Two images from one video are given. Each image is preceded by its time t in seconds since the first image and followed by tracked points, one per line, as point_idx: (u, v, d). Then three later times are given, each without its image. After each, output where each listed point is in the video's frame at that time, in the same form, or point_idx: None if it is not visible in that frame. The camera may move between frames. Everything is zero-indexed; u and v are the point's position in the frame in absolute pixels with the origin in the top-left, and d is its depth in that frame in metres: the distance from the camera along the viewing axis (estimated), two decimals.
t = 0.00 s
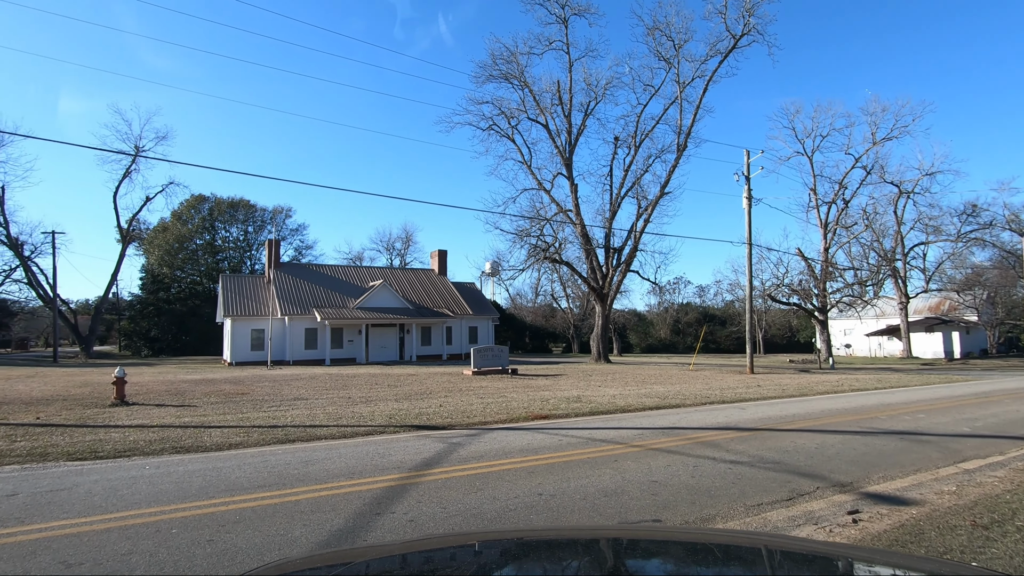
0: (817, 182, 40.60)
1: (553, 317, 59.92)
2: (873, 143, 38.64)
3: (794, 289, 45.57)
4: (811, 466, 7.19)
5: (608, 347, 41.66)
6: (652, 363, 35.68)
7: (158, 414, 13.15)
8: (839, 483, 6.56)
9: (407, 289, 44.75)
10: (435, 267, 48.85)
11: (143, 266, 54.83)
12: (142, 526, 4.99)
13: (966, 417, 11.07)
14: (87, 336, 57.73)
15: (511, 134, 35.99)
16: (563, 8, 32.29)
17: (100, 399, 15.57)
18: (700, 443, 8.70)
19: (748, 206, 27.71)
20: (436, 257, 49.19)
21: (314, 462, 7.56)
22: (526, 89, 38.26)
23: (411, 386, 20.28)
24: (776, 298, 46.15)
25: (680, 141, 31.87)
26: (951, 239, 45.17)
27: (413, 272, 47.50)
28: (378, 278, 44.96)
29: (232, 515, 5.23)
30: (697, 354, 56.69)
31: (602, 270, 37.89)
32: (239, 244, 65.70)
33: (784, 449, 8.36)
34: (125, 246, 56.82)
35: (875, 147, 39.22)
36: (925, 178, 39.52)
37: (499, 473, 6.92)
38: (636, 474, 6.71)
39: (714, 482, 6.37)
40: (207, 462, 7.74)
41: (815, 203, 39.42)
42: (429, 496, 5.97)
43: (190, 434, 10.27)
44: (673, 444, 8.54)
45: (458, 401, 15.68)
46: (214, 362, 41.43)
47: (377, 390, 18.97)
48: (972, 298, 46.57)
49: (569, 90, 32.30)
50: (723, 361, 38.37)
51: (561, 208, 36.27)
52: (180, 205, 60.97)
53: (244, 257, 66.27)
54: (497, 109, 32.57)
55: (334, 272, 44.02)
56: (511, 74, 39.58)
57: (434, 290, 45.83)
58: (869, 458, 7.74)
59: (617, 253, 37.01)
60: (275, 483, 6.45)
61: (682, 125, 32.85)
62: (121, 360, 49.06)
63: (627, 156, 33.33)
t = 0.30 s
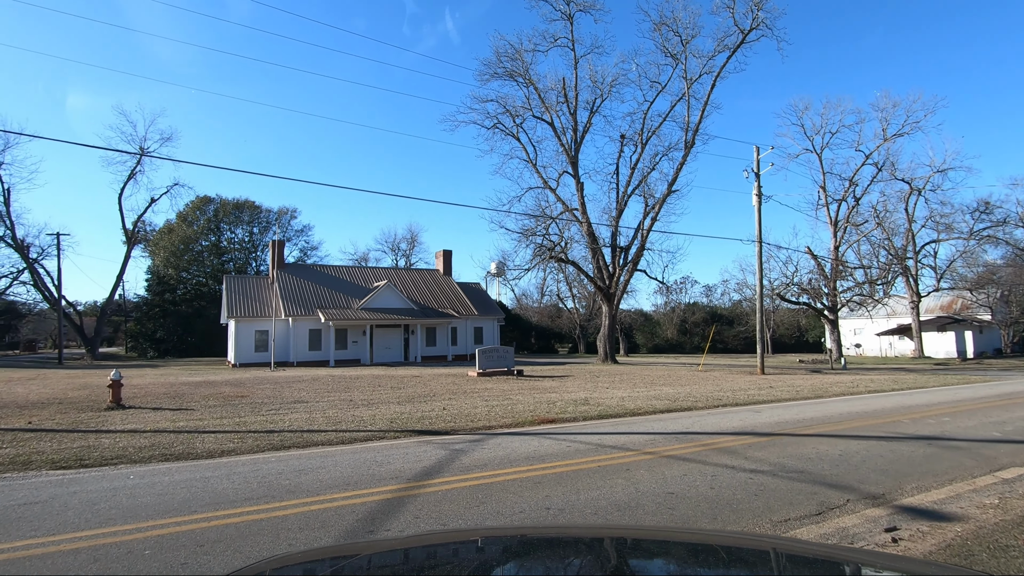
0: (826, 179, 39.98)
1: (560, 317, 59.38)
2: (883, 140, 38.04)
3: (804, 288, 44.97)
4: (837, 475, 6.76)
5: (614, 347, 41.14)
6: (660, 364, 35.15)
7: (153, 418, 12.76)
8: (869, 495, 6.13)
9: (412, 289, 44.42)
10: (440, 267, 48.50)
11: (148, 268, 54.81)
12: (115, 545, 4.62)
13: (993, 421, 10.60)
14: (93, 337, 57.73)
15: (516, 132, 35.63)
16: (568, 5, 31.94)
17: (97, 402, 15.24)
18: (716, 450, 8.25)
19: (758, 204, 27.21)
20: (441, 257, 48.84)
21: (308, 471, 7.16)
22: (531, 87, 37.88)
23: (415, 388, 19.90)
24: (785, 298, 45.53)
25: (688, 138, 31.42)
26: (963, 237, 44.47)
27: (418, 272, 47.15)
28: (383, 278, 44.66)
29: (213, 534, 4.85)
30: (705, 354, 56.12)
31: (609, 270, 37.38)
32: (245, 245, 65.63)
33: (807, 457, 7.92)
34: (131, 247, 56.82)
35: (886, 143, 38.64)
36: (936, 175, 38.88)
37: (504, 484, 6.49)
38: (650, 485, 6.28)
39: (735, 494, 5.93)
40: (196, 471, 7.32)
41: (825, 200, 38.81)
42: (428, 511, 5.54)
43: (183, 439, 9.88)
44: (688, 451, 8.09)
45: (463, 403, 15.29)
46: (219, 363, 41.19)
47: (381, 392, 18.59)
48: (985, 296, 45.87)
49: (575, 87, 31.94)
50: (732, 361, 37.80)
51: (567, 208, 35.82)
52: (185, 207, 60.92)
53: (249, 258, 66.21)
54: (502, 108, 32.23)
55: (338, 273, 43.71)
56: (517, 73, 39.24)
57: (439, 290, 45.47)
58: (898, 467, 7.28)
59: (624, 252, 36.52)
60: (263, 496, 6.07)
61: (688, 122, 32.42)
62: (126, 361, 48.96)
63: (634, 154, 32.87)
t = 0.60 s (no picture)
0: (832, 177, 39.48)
1: (562, 319, 58.91)
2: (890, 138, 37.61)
3: (810, 289, 44.45)
4: (861, 486, 6.38)
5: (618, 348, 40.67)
6: (664, 366, 34.71)
7: (144, 423, 12.34)
8: (898, 508, 5.76)
9: (414, 291, 44.03)
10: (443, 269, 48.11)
11: (150, 271, 54.59)
12: (81, 568, 4.22)
13: (1016, 425, 10.21)
14: (94, 340, 57.48)
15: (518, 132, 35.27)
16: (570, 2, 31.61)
17: (89, 407, 14.83)
18: (731, 458, 7.85)
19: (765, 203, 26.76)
20: (443, 258, 48.45)
21: (298, 482, 6.75)
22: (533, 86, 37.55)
23: (416, 391, 19.51)
24: (791, 298, 45.00)
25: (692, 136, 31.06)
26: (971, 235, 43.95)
27: (420, 274, 46.76)
28: (384, 280, 44.27)
29: (187, 555, 4.46)
30: (710, 356, 55.56)
31: (613, 270, 36.94)
32: (247, 247, 65.38)
33: (826, 465, 7.56)
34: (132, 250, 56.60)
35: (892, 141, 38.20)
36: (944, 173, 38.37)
37: (506, 497, 6.08)
38: (663, 497, 5.89)
39: (754, 507, 5.57)
40: (182, 481, 6.91)
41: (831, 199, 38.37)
42: (425, 527, 5.15)
43: (172, 446, 9.47)
44: (701, 460, 7.69)
45: (465, 407, 14.90)
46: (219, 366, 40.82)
47: (381, 396, 18.20)
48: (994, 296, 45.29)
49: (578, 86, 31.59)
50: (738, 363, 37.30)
51: (570, 208, 35.42)
52: (187, 209, 60.68)
53: (252, 261, 65.96)
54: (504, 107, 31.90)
55: (339, 274, 43.36)
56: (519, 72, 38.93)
57: (441, 292, 45.07)
58: (925, 477, 6.90)
59: (628, 252, 36.10)
60: (247, 511, 5.66)
61: (693, 120, 32.04)
62: (127, 364, 48.65)
63: (637, 153, 32.47)
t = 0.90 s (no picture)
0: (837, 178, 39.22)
1: (564, 321, 58.45)
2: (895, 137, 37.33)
3: (815, 290, 43.98)
4: (890, 501, 5.97)
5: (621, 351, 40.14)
6: (669, 368, 34.20)
7: (132, 430, 11.90)
8: (935, 525, 5.34)
9: (415, 294, 43.59)
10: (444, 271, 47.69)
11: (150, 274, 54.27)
12: None
13: None
14: (93, 344, 57.09)
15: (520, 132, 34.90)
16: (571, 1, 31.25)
17: (78, 413, 14.38)
18: (747, 469, 7.43)
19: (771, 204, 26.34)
20: (444, 260, 48.02)
21: (283, 497, 6.28)
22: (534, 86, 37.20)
23: (416, 395, 19.06)
24: (796, 299, 44.49)
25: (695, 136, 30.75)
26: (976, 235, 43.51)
27: (420, 276, 46.31)
28: (385, 282, 43.85)
29: None
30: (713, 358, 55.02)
31: (616, 272, 36.50)
32: (247, 250, 65.05)
33: (851, 476, 7.16)
34: (132, 253, 56.27)
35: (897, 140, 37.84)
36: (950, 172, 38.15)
37: (508, 514, 5.64)
38: (679, 513, 5.48)
39: (779, 524, 5.16)
40: (160, 496, 6.44)
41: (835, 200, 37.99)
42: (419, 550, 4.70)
43: (156, 456, 9.01)
44: (715, 472, 7.27)
45: (466, 412, 14.45)
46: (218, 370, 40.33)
47: (380, 400, 17.74)
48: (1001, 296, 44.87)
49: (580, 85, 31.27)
50: (743, 365, 36.81)
51: (572, 209, 35.00)
52: (187, 212, 60.36)
53: (252, 264, 65.61)
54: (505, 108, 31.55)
55: (339, 277, 42.93)
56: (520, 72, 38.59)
57: (442, 294, 44.63)
58: (957, 490, 6.50)
59: (631, 253, 35.65)
60: (227, 530, 5.20)
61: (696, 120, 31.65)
62: (126, 368, 48.23)
63: (639, 154, 32.11)
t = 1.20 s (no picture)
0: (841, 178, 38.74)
1: (565, 323, 57.89)
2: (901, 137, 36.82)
3: (819, 292, 43.41)
4: (928, 519, 5.49)
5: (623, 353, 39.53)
6: (672, 371, 33.63)
7: (115, 434, 11.36)
8: (982, 548, 4.85)
9: (415, 294, 43.05)
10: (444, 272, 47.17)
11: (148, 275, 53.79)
12: None
13: None
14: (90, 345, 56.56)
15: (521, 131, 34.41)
16: None
17: (63, 416, 13.86)
18: (768, 481, 6.90)
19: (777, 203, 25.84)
20: (444, 261, 47.47)
21: (262, 512, 5.74)
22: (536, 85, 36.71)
23: (414, 398, 18.54)
24: (799, 301, 43.93)
25: (700, 135, 30.27)
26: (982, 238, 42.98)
27: (420, 277, 45.77)
28: (384, 283, 43.31)
29: None
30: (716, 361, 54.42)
31: (618, 273, 35.95)
32: (247, 251, 64.57)
33: (880, 489, 6.65)
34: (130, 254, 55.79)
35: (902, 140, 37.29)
36: (956, 173, 37.61)
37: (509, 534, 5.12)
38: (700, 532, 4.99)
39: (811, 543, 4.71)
40: (130, 509, 5.92)
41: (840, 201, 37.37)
42: None
43: (133, 462, 8.45)
44: (734, 484, 6.75)
45: (465, 416, 13.91)
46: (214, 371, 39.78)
47: (376, 403, 17.20)
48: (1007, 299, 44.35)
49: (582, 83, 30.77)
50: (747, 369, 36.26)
51: (574, 209, 34.47)
52: (186, 212, 59.92)
53: (252, 265, 65.12)
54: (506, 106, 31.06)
55: (338, 278, 42.40)
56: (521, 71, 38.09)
57: (442, 295, 44.09)
58: (998, 506, 6.01)
59: (634, 253, 35.09)
60: (196, 551, 4.68)
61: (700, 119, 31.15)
62: (122, 369, 47.68)
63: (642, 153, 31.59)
